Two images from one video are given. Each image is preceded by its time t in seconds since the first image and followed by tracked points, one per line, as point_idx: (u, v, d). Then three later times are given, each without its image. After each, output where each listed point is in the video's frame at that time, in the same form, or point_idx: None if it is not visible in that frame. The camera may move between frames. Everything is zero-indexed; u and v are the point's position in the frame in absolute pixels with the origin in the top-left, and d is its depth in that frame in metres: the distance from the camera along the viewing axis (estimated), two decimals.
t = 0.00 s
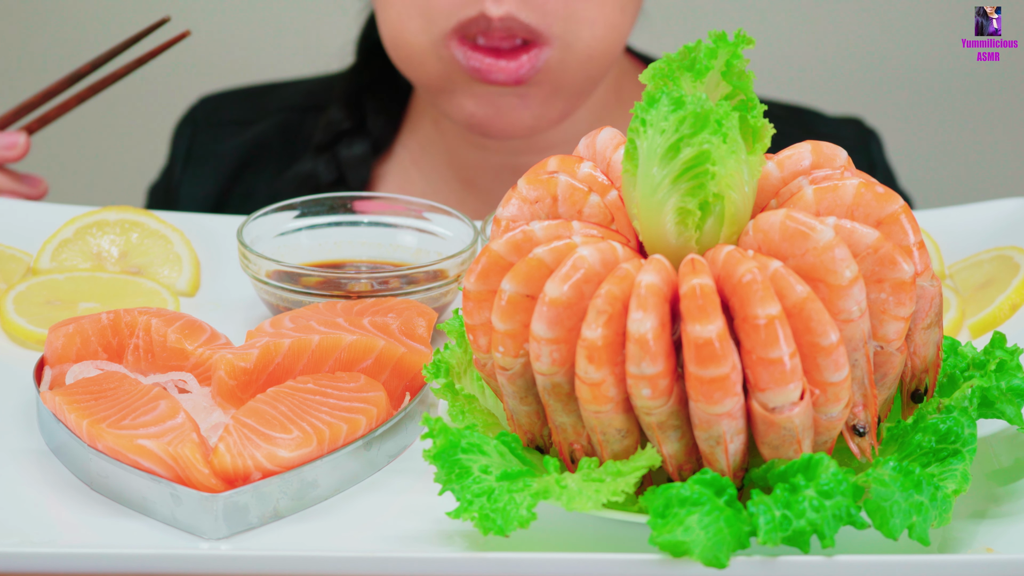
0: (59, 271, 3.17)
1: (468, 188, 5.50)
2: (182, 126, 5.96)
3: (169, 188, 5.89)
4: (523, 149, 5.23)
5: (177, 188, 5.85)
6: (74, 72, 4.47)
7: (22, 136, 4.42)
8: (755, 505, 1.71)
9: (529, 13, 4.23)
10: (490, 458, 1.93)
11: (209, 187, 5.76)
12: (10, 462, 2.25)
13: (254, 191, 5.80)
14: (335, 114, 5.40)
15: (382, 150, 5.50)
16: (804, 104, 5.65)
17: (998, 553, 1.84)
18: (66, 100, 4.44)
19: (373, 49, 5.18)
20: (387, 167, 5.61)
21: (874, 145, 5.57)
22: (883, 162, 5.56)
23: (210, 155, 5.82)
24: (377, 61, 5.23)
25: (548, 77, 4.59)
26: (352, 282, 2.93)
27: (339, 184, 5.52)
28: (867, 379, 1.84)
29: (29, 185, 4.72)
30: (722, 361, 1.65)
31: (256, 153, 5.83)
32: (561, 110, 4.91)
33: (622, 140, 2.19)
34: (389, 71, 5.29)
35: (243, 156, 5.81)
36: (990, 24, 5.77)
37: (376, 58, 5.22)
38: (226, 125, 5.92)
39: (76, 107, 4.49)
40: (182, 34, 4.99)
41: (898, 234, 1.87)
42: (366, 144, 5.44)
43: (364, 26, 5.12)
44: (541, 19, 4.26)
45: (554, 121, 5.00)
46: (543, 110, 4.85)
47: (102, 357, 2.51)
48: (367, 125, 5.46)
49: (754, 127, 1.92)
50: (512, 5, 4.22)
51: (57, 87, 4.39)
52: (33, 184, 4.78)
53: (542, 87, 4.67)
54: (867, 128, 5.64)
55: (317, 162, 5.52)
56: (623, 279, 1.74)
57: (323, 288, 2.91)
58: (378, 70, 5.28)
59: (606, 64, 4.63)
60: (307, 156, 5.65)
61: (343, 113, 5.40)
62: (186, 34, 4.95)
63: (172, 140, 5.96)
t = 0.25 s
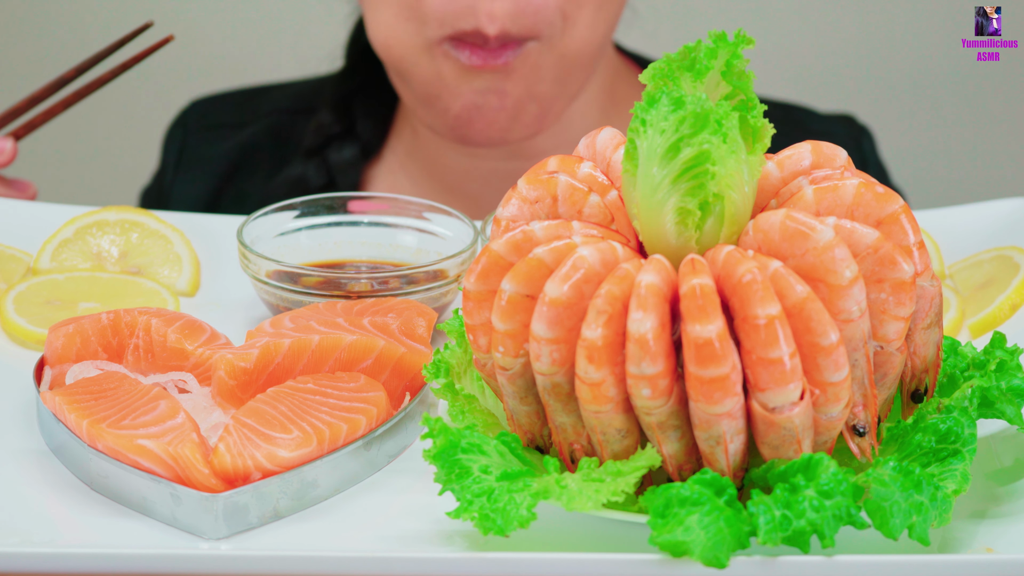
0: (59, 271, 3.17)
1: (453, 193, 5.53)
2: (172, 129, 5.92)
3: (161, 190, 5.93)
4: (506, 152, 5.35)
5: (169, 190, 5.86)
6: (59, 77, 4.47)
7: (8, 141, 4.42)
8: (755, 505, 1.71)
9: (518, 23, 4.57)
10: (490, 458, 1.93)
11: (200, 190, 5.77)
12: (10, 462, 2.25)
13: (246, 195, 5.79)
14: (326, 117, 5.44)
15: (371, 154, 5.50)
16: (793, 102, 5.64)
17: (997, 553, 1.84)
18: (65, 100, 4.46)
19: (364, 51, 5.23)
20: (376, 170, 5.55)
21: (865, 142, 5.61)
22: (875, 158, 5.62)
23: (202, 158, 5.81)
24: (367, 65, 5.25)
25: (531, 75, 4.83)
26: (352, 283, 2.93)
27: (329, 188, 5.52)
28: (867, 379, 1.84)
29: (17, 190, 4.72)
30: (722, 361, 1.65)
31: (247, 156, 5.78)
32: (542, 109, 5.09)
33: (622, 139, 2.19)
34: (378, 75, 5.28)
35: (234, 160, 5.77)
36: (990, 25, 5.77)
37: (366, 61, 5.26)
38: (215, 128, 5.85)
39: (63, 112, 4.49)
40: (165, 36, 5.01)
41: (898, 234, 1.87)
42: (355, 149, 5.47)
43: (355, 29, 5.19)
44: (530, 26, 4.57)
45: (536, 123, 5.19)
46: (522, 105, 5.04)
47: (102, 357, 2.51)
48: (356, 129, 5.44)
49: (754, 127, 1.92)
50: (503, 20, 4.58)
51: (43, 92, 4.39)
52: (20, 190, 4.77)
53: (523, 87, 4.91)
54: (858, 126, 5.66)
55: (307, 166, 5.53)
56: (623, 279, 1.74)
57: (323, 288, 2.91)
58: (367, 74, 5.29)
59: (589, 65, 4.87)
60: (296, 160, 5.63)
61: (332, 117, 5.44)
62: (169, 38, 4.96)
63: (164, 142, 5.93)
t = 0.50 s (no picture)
0: (59, 271, 3.17)
1: (456, 192, 5.49)
2: (173, 129, 5.94)
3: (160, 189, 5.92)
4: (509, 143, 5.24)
5: (169, 189, 5.83)
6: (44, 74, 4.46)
7: None
8: (755, 505, 1.71)
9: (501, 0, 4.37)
10: (490, 458, 1.93)
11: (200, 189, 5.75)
12: (11, 462, 2.25)
13: (246, 194, 5.81)
14: (326, 115, 5.48)
15: (371, 152, 5.53)
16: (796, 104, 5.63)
17: (998, 553, 1.84)
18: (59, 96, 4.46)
19: (363, 50, 5.28)
20: (375, 170, 5.57)
21: (865, 143, 5.62)
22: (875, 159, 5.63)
23: (202, 158, 5.81)
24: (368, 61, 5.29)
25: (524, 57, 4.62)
26: (352, 283, 2.93)
27: (329, 185, 5.57)
28: (866, 379, 1.84)
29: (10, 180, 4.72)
30: (722, 361, 1.65)
31: (247, 154, 5.78)
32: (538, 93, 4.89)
33: (622, 140, 2.19)
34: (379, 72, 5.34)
35: (234, 159, 5.78)
36: (990, 25, 5.77)
37: (367, 59, 5.31)
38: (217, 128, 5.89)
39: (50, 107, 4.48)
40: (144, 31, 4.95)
41: (898, 234, 1.87)
42: (355, 147, 5.49)
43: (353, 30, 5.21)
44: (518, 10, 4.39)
45: (537, 109, 5.04)
46: (514, 83, 4.80)
47: (102, 357, 2.51)
48: (356, 126, 5.47)
49: (754, 127, 1.92)
50: None
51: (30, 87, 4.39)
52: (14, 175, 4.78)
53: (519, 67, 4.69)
54: (858, 128, 5.66)
55: (307, 163, 5.58)
56: (623, 279, 1.74)
57: (323, 288, 2.91)
58: (367, 71, 5.34)
59: (585, 45, 4.68)
60: (297, 158, 5.67)
61: (333, 114, 5.46)
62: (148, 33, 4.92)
63: (164, 143, 5.95)
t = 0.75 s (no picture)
0: (59, 271, 3.17)
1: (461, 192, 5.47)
2: (180, 124, 5.92)
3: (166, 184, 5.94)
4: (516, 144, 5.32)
5: (176, 185, 5.89)
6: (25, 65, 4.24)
7: None
8: (755, 505, 1.71)
9: (505, 12, 4.70)
10: (490, 458, 1.93)
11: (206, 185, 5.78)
12: (11, 462, 2.25)
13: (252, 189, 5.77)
14: (334, 109, 5.42)
15: (380, 146, 5.47)
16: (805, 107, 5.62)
17: (998, 552, 1.84)
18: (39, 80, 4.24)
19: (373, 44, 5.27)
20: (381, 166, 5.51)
21: (872, 147, 5.63)
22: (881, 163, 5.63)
23: (207, 154, 5.81)
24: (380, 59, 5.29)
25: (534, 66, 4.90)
26: (352, 283, 2.93)
27: (337, 178, 5.51)
28: (867, 379, 1.84)
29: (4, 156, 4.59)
30: (722, 362, 1.65)
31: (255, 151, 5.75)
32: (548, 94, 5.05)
33: (622, 140, 2.19)
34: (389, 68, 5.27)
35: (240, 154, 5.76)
36: (990, 25, 5.77)
37: (376, 54, 5.31)
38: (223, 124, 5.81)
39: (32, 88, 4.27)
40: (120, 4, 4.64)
41: (898, 234, 1.87)
42: (363, 141, 5.44)
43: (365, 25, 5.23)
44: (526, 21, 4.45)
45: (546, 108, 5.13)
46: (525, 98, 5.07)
47: (102, 357, 2.51)
48: (365, 119, 5.41)
49: (754, 127, 1.92)
50: (487, 9, 4.72)
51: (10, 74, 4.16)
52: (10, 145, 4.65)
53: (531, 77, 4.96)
54: (866, 131, 5.67)
55: (315, 155, 5.53)
56: (623, 280, 1.74)
57: (323, 288, 2.91)
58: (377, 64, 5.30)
59: (591, 40, 4.83)
60: (304, 150, 5.61)
61: (341, 107, 5.41)
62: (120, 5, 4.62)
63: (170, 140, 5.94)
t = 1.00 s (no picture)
0: (59, 272, 3.17)
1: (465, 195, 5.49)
2: (194, 121, 5.94)
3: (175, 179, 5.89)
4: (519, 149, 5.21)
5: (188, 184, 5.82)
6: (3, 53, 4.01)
7: None
8: (755, 505, 1.71)
9: (491, 11, 4.33)
10: (490, 458, 1.93)
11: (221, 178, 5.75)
12: (11, 462, 2.25)
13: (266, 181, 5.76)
14: (353, 95, 5.43)
15: (396, 136, 5.47)
16: (821, 110, 5.63)
17: (997, 553, 1.84)
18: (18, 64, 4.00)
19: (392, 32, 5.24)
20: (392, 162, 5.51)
21: (885, 151, 5.56)
22: (894, 168, 5.54)
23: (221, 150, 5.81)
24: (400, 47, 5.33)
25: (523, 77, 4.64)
26: (352, 282, 2.93)
27: (352, 165, 5.44)
28: (866, 379, 1.84)
29: None
30: (722, 362, 1.65)
31: (270, 146, 5.79)
32: (542, 99, 4.84)
33: (621, 140, 2.19)
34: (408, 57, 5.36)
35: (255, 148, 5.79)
36: (990, 25, 5.77)
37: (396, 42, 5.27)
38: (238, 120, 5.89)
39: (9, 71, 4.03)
40: None
41: (898, 234, 1.87)
42: (380, 129, 5.43)
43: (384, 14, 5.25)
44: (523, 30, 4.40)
45: (550, 113, 4.98)
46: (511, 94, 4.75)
47: (102, 357, 2.51)
48: (383, 108, 5.43)
49: (754, 127, 1.92)
50: (473, 4, 4.34)
51: None
52: None
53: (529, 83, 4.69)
54: (878, 136, 5.63)
55: (330, 141, 5.42)
56: (623, 279, 1.74)
57: (323, 288, 2.91)
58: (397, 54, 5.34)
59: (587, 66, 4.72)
60: (320, 137, 5.53)
61: (359, 94, 5.41)
62: None
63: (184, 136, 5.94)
